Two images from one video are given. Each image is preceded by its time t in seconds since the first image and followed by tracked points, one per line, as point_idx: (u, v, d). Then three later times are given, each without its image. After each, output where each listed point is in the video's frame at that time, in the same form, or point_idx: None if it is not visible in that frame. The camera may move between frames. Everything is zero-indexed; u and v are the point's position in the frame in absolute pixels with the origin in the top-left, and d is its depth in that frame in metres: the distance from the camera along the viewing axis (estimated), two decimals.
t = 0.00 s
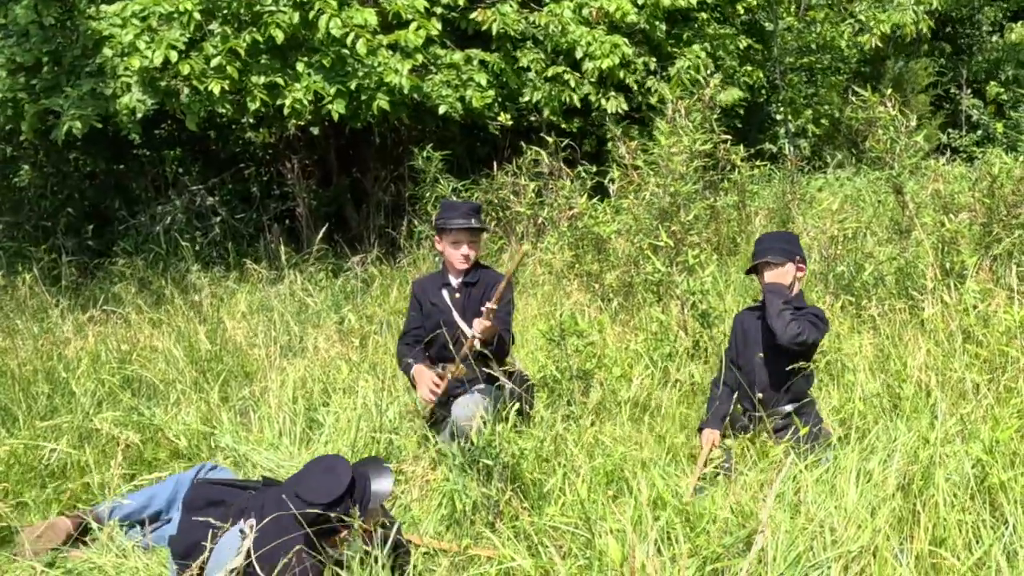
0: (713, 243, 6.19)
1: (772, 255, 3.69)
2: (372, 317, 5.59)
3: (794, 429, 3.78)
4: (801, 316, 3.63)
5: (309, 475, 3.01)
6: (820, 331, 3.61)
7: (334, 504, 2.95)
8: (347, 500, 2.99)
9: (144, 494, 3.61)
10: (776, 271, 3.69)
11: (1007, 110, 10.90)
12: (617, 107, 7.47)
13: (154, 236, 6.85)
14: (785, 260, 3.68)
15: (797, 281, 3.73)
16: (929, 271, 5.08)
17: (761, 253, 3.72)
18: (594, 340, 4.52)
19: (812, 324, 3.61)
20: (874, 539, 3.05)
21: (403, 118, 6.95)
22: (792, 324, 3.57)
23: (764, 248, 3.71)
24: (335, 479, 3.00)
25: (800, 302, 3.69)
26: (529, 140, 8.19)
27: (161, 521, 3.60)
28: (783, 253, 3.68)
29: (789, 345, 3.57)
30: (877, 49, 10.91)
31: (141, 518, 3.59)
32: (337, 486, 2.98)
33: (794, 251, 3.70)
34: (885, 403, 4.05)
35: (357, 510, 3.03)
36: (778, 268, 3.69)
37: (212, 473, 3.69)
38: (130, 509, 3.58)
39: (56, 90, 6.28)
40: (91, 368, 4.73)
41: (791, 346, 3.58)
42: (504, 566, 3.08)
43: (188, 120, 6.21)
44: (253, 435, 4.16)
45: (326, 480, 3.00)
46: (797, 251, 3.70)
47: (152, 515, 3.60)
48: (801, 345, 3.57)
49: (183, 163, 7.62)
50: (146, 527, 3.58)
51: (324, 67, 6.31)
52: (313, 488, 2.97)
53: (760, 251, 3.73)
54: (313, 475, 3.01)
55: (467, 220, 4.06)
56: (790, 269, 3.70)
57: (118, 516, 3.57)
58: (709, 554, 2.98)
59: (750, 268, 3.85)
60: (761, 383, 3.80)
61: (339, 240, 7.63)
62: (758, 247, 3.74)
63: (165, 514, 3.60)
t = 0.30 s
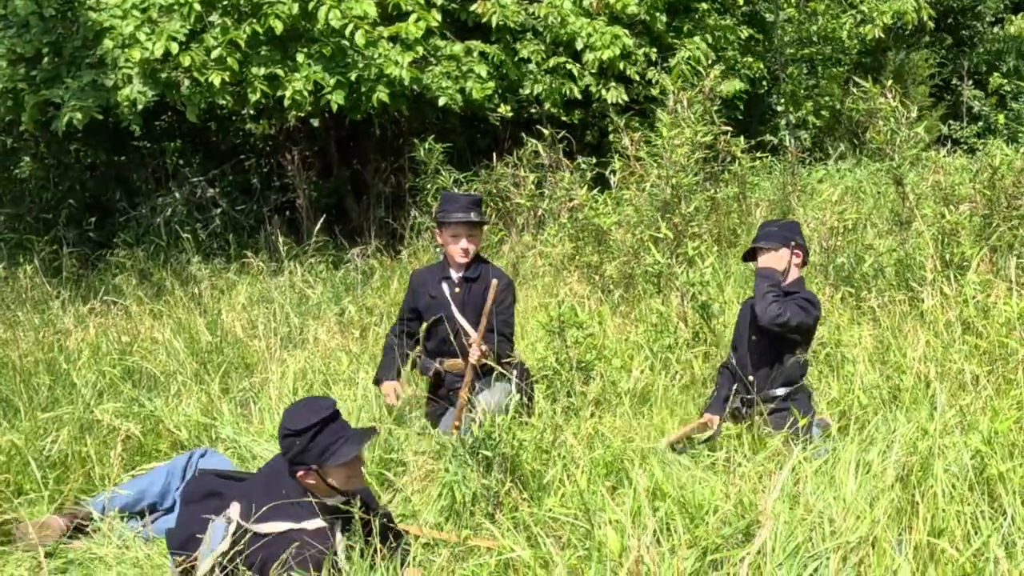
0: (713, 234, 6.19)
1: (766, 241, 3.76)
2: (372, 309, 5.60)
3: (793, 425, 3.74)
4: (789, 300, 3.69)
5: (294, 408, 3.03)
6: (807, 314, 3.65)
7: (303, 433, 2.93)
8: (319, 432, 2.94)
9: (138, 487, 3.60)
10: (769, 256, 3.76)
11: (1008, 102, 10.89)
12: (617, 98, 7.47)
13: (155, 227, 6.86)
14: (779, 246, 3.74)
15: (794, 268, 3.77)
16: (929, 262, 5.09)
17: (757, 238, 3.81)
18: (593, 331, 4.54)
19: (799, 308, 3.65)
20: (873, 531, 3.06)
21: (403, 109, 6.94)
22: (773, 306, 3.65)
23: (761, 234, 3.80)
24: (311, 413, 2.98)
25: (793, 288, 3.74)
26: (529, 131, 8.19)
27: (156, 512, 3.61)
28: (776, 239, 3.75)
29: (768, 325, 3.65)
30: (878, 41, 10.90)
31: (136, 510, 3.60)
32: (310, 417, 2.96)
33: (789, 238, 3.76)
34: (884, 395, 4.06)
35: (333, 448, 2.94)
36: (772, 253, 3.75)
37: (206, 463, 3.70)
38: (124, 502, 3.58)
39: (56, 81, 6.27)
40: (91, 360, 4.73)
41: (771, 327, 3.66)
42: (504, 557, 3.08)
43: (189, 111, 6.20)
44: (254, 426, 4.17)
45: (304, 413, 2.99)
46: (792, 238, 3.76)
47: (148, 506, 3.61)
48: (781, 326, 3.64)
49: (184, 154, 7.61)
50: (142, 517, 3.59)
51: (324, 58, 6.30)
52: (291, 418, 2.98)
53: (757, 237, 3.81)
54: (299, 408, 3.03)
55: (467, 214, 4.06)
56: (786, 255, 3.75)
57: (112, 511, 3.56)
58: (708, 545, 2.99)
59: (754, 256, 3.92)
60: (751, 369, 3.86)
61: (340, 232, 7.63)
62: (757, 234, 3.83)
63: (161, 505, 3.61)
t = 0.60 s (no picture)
0: (720, 223, 6.18)
1: (782, 239, 3.72)
2: (379, 297, 5.61)
3: (799, 410, 3.79)
4: (806, 301, 3.63)
5: (301, 411, 3.08)
6: (826, 316, 3.60)
7: (288, 439, 2.99)
8: (301, 442, 2.97)
9: (151, 481, 3.63)
10: (786, 256, 3.70)
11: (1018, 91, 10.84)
12: (625, 87, 7.46)
13: (163, 216, 6.88)
14: (795, 244, 3.70)
15: (808, 268, 3.73)
16: (937, 252, 5.08)
17: (772, 237, 3.75)
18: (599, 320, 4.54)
19: (818, 309, 3.60)
20: (878, 520, 3.06)
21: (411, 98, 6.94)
22: (794, 308, 3.58)
23: (776, 232, 3.75)
24: (306, 419, 3.02)
25: (809, 287, 3.70)
26: (537, 120, 8.18)
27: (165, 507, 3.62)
28: (791, 237, 3.71)
29: (790, 330, 3.58)
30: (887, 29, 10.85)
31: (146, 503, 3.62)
32: (300, 424, 3.00)
33: (805, 236, 3.72)
34: (890, 384, 4.06)
35: (313, 459, 2.94)
36: (787, 252, 3.71)
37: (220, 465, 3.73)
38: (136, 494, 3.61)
39: (65, 69, 6.29)
40: (100, 348, 4.76)
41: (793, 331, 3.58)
42: (510, 544, 3.09)
43: (197, 100, 6.21)
44: (262, 414, 4.19)
45: (301, 419, 3.03)
46: (808, 236, 3.72)
47: (158, 501, 3.62)
48: (803, 329, 3.57)
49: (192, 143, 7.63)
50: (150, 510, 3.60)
51: (332, 47, 6.30)
52: (289, 420, 3.05)
53: (773, 235, 3.76)
54: (305, 412, 3.07)
55: (472, 203, 4.07)
56: (801, 254, 3.71)
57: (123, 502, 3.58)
58: (712, 533, 3.00)
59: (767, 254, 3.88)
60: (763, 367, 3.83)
61: (347, 220, 7.64)
62: (771, 232, 3.77)
63: (171, 501, 3.63)
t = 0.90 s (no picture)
0: (730, 212, 6.17)
1: (793, 236, 3.66)
2: (389, 286, 5.62)
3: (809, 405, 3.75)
4: (814, 302, 3.62)
5: (305, 392, 3.07)
6: (834, 318, 3.58)
7: (298, 421, 2.98)
8: (314, 424, 2.96)
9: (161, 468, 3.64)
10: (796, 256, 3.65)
11: None
12: (634, 75, 7.45)
13: (174, 204, 6.91)
14: (806, 241, 3.64)
15: (819, 265, 3.68)
16: (947, 241, 5.07)
17: (783, 232, 3.69)
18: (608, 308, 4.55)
19: (825, 312, 3.58)
20: (887, 509, 3.06)
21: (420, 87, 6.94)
22: (799, 314, 3.57)
23: (788, 226, 3.68)
24: (315, 401, 3.01)
25: (819, 284, 3.66)
26: (546, 109, 8.17)
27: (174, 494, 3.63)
28: (803, 235, 3.64)
29: (795, 337, 3.57)
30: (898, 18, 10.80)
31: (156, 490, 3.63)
32: (310, 406, 2.99)
33: (818, 231, 3.64)
34: (899, 373, 4.06)
35: (326, 440, 2.95)
36: (797, 251, 3.65)
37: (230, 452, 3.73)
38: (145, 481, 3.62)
39: (77, 57, 6.31)
40: (112, 335, 4.79)
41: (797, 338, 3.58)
42: (519, 532, 3.10)
43: (207, 89, 6.21)
44: (273, 402, 4.22)
45: (309, 400, 3.02)
46: (821, 231, 3.63)
47: (168, 488, 3.64)
48: (808, 335, 3.56)
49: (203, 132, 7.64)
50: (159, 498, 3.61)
51: (341, 36, 6.30)
52: (295, 402, 3.03)
53: (784, 230, 3.69)
54: (309, 393, 3.07)
55: (482, 190, 4.07)
56: (812, 252, 3.65)
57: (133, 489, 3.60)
58: (721, 522, 3.01)
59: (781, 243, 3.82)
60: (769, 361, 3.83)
61: (357, 209, 7.66)
62: (783, 226, 3.70)
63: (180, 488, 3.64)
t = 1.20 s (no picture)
0: (739, 202, 6.17)
1: (786, 239, 3.61)
2: (398, 276, 5.64)
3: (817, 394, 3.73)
4: (813, 303, 3.59)
5: (357, 384, 3.01)
6: (836, 315, 3.55)
7: (379, 410, 2.99)
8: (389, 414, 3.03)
9: (171, 453, 3.67)
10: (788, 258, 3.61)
11: None
12: (643, 65, 7.44)
13: (184, 194, 6.92)
14: (799, 242, 3.59)
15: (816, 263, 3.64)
16: (957, 231, 5.06)
17: (775, 235, 3.64)
18: (616, 298, 4.55)
19: (825, 312, 3.55)
20: (895, 500, 3.07)
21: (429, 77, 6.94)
22: (799, 318, 3.53)
23: (779, 229, 3.63)
24: (380, 393, 3.03)
25: (816, 283, 3.62)
26: (555, 99, 8.16)
27: (183, 479, 3.67)
28: (794, 236, 3.60)
29: (796, 342, 3.54)
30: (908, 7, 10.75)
31: (165, 474, 3.67)
32: (383, 398, 3.02)
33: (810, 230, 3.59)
34: (909, 363, 4.06)
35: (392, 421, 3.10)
36: (790, 253, 3.62)
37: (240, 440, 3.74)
38: (155, 464, 3.65)
39: (86, 46, 6.32)
40: (122, 325, 4.81)
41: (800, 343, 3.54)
42: (527, 521, 3.11)
43: (217, 78, 6.21)
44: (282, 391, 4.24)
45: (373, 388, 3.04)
46: (812, 230, 3.59)
47: (177, 472, 3.68)
48: (811, 339, 3.53)
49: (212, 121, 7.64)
50: (168, 481, 3.66)
51: (350, 26, 6.30)
52: (363, 390, 3.00)
53: (777, 233, 3.64)
54: (361, 385, 3.02)
55: (491, 178, 4.10)
56: (806, 251, 3.61)
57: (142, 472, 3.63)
58: (728, 512, 3.02)
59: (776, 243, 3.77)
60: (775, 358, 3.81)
61: (365, 199, 7.67)
62: (774, 228, 3.65)
63: (189, 472, 3.67)
